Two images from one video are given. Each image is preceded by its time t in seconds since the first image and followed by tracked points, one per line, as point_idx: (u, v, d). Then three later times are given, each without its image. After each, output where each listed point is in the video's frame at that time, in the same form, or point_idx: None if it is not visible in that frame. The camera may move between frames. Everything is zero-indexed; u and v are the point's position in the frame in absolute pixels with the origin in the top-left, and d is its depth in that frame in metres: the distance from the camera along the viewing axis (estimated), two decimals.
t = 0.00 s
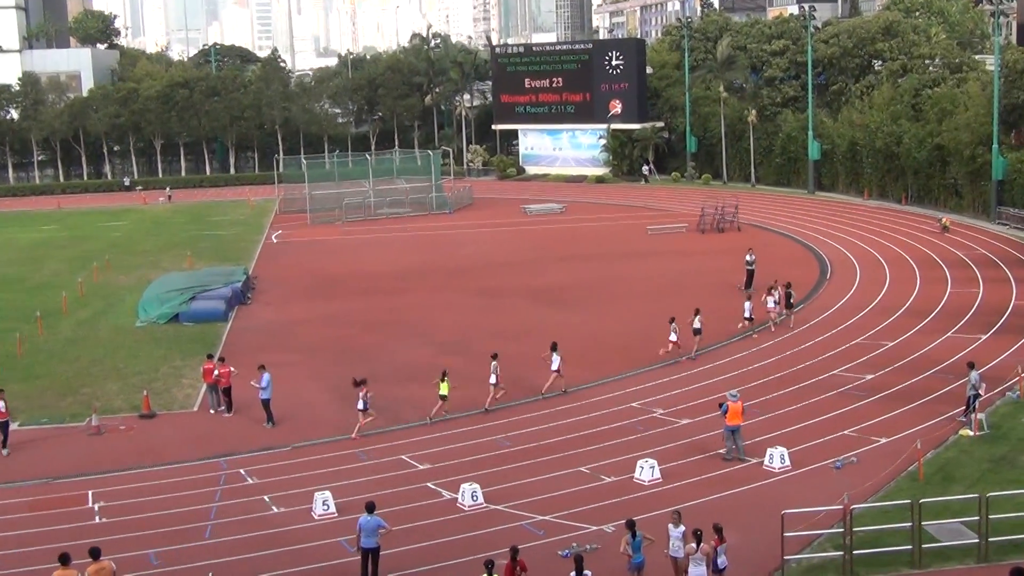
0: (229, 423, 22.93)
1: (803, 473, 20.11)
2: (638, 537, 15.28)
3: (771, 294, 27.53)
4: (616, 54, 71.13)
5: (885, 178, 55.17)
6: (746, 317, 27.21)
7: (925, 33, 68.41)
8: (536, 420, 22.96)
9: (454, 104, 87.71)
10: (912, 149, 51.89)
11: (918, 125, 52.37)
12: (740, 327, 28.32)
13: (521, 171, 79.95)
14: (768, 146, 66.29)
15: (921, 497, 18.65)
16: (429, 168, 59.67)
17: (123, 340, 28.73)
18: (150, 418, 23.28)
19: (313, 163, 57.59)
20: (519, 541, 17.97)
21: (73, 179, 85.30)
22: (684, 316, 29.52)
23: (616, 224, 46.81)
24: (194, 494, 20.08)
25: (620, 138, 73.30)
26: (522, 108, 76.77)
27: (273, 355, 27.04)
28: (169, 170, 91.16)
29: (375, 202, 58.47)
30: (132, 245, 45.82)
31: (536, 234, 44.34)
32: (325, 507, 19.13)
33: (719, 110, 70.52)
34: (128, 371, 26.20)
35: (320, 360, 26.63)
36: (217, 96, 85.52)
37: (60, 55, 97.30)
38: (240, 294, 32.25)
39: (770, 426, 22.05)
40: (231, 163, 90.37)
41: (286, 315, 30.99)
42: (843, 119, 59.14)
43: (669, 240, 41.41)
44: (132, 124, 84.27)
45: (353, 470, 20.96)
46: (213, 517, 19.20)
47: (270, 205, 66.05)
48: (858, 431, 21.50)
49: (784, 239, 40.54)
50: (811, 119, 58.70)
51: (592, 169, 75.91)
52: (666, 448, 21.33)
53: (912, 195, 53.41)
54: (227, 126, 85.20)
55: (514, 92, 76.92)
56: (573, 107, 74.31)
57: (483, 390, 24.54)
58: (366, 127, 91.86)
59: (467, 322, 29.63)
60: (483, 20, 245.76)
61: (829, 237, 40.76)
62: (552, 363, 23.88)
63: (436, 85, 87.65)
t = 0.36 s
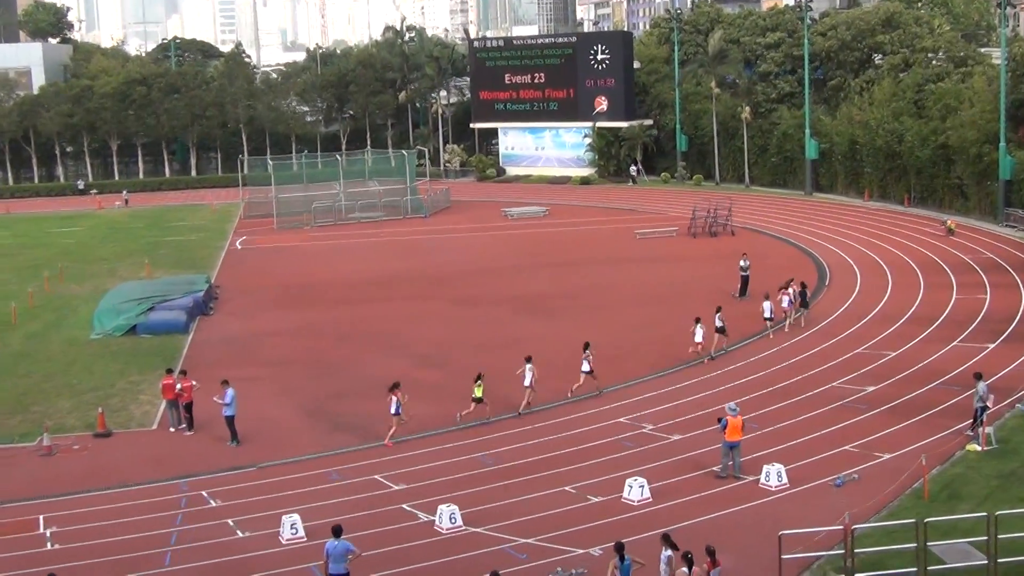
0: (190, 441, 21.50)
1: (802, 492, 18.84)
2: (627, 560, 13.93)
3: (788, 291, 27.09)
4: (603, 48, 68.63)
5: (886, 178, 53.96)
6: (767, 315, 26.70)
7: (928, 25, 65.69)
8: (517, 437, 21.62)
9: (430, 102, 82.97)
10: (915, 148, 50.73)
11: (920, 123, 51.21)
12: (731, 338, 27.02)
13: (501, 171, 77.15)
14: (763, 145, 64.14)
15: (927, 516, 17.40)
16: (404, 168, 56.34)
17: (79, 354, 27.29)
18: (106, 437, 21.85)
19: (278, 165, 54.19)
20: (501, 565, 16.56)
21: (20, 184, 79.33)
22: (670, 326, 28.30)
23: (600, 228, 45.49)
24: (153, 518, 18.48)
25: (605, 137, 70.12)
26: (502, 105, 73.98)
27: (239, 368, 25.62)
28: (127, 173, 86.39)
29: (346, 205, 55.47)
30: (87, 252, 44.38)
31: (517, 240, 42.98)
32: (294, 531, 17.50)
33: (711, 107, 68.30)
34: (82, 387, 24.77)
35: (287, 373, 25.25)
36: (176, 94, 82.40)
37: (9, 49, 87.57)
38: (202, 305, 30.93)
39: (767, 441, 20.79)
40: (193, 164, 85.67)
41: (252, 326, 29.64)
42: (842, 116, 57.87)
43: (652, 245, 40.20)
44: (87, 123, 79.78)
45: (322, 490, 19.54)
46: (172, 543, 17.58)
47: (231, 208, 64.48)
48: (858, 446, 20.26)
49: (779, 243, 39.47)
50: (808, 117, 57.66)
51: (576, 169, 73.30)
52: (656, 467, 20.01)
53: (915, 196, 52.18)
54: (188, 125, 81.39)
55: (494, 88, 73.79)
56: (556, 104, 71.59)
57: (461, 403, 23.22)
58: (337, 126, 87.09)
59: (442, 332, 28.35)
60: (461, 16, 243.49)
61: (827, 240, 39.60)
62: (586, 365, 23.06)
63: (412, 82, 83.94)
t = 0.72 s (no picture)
0: (133, 462, 19.74)
1: (800, 515, 17.21)
2: None
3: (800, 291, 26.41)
4: (584, 35, 64.40)
5: (890, 175, 51.03)
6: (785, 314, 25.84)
7: (936, 10, 62.77)
8: (493, 457, 19.98)
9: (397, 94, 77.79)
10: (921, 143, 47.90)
11: (926, 116, 48.20)
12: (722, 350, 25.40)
13: (474, 169, 72.25)
14: (757, 140, 61.11)
15: (936, 541, 15.87)
16: (368, 165, 53.18)
17: (16, 369, 25.39)
18: (42, 460, 19.99)
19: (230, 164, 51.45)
20: None
21: None
22: (653, 336, 26.70)
23: (583, 230, 43.74)
24: (92, 548, 16.55)
25: (587, 131, 66.30)
26: (475, 97, 69.14)
27: (194, 382, 23.85)
28: (64, 172, 81.67)
29: (305, 206, 52.19)
30: (24, 258, 42.29)
31: (492, 244, 41.26)
32: (248, 561, 15.43)
33: (701, 98, 64.69)
34: (17, 406, 22.89)
35: (243, 386, 23.47)
36: (119, 85, 77.59)
37: None
38: (148, 316, 29.09)
39: (763, 460, 19.15)
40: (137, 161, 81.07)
41: (205, 338, 27.87)
42: (843, 110, 54.72)
43: (631, 249, 38.52)
44: (22, 117, 75.80)
45: (280, 517, 17.74)
46: None
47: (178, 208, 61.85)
48: (861, 466, 18.68)
49: (773, 246, 37.89)
50: (808, 111, 54.10)
51: (555, 167, 68.74)
52: (641, 489, 18.41)
53: (921, 195, 49.23)
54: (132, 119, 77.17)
55: (463, 78, 68.97)
56: (534, 96, 67.18)
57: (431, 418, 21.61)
58: (294, 120, 83.40)
59: (410, 343, 26.64)
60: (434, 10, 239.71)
61: (826, 244, 37.82)
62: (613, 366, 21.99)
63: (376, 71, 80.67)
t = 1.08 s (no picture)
0: (66, 487, 18.16)
1: (794, 540, 15.61)
2: None
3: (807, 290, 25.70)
4: (557, 22, 62.79)
5: (889, 174, 49.47)
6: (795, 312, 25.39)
7: None
8: (462, 479, 18.32)
9: (355, 86, 75.79)
10: (921, 139, 46.40)
11: (928, 109, 46.69)
12: (706, 364, 23.95)
13: (438, 168, 70.07)
14: (745, 136, 59.41)
15: (941, 570, 14.41)
16: (322, 163, 51.00)
17: None
18: None
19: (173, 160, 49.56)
20: None
21: None
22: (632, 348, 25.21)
23: (562, 234, 42.25)
24: None
25: (561, 126, 64.36)
26: (439, 90, 67.03)
27: (141, 399, 22.27)
28: None
29: (254, 208, 50.18)
30: None
31: (460, 248, 39.75)
32: None
33: (684, 91, 63.29)
34: None
35: (191, 404, 21.85)
36: (52, 77, 74.80)
37: None
38: (83, 329, 27.29)
39: (753, 483, 17.61)
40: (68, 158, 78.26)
41: (153, 351, 26.21)
42: (837, 103, 53.45)
43: (606, 254, 37.07)
44: None
45: (225, 545, 15.97)
46: None
47: (115, 211, 59.69)
48: (859, 488, 17.19)
49: (763, 250, 36.49)
50: (800, 106, 52.69)
51: (527, 165, 66.69)
52: (623, 513, 16.72)
53: (922, 195, 47.71)
54: (66, 114, 74.59)
55: (426, 69, 66.81)
56: (504, 87, 65.16)
57: (394, 437, 20.07)
58: (242, 115, 82.24)
59: (372, 355, 25.08)
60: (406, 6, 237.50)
61: (820, 248, 36.48)
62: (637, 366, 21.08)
63: (331, 62, 78.66)
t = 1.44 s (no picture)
0: None
1: (788, 569, 14.09)
2: None
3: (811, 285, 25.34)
4: (529, 5, 60.13)
5: (887, 170, 47.98)
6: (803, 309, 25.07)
7: None
8: (425, 504, 16.83)
9: (308, 75, 73.22)
10: (922, 133, 44.90)
11: (930, 100, 45.19)
12: (688, 376, 22.59)
13: (398, 166, 67.24)
14: (732, 128, 57.74)
15: None
16: (273, 159, 48.62)
17: None
18: None
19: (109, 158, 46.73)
20: None
21: None
22: (609, 360, 23.82)
23: (540, 235, 40.92)
24: None
25: (533, 119, 62.23)
26: (399, 79, 64.58)
27: (82, 416, 20.92)
28: None
29: (197, 208, 48.13)
30: None
31: (431, 251, 38.35)
32: None
33: (665, 81, 61.17)
34: None
35: (135, 423, 20.39)
36: None
37: None
38: (11, 342, 25.81)
39: (740, 507, 16.15)
40: None
41: (99, 363, 24.71)
42: (833, 95, 51.71)
43: (583, 258, 35.70)
44: None
45: None
46: None
47: (51, 211, 58.08)
48: (856, 511, 15.76)
49: (751, 253, 35.12)
50: (792, 97, 51.03)
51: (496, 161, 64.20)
52: (603, 538, 15.20)
53: (923, 194, 46.16)
54: None
55: (386, 59, 64.24)
56: (470, 77, 62.64)
57: (352, 456, 18.69)
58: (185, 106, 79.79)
59: (334, 368, 23.66)
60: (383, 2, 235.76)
61: (814, 249, 35.11)
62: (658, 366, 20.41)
63: (280, 48, 75.80)
